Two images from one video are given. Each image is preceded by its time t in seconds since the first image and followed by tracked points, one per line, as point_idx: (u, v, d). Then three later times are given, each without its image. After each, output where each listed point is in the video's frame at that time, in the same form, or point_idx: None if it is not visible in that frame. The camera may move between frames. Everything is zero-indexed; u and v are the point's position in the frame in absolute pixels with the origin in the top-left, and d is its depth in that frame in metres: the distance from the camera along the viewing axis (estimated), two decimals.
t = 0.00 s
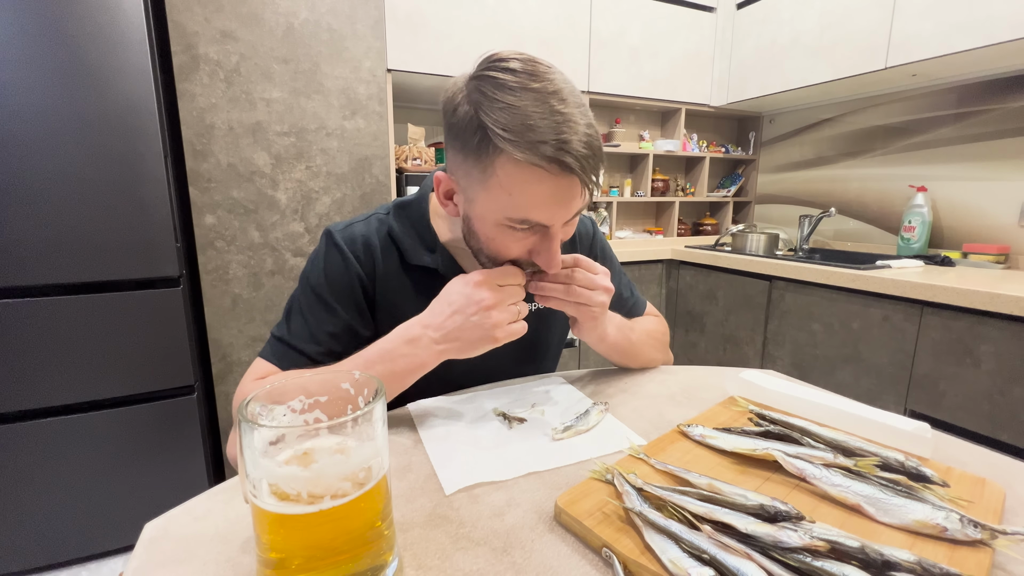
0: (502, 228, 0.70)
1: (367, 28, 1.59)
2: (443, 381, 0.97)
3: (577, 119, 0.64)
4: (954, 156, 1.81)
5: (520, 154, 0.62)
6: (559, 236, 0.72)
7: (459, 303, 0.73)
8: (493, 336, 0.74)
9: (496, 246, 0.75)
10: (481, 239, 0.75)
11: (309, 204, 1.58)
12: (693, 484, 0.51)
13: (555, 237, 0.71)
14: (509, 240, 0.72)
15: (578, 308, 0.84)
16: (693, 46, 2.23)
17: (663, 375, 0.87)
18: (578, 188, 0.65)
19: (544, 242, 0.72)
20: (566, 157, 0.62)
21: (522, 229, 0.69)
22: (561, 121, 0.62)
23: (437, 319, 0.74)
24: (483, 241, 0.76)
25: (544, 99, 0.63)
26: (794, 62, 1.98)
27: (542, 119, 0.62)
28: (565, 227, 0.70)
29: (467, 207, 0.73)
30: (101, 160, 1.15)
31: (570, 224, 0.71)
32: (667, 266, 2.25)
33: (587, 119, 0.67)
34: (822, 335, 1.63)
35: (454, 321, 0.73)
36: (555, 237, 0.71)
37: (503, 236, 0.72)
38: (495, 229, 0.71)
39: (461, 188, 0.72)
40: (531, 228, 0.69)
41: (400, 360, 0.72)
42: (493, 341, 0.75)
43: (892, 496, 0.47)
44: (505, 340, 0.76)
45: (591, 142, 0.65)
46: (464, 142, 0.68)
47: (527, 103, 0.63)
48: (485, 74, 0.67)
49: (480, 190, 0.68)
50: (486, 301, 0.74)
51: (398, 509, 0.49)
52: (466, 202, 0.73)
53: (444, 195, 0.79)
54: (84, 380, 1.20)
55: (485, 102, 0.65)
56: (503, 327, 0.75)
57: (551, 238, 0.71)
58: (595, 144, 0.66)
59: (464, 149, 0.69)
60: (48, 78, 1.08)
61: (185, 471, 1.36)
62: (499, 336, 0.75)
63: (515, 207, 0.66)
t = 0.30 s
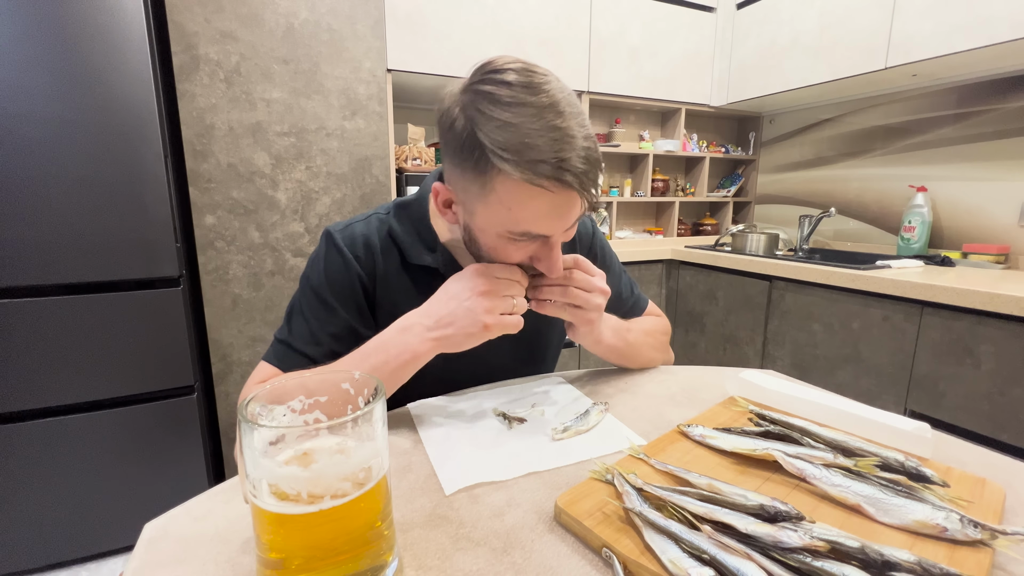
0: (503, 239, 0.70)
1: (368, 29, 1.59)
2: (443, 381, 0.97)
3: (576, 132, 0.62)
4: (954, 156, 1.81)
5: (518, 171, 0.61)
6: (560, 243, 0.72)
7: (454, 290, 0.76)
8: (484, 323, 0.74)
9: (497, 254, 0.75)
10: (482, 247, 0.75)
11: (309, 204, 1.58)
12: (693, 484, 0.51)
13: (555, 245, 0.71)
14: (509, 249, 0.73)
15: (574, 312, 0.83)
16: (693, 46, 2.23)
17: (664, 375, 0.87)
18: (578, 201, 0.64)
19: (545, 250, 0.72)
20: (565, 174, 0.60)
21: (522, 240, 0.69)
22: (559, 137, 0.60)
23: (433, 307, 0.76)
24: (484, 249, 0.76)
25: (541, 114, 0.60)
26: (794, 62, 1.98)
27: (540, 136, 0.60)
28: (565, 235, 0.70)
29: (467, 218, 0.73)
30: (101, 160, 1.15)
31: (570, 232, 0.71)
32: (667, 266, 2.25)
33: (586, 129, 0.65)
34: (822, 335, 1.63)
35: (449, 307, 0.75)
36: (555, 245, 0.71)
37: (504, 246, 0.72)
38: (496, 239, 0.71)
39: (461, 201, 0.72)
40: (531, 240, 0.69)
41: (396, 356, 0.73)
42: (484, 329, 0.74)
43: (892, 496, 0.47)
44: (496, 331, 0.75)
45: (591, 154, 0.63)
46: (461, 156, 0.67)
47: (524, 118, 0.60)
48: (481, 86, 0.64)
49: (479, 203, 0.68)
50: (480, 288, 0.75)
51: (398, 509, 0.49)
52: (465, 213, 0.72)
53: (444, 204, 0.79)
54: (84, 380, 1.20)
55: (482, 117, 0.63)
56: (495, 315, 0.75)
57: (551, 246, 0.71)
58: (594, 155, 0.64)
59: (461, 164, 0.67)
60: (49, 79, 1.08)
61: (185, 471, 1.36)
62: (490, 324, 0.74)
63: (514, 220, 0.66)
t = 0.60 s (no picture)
0: (490, 255, 0.72)
1: (368, 28, 1.59)
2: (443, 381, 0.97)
3: (512, 144, 0.59)
4: (954, 156, 1.81)
5: (478, 213, 0.61)
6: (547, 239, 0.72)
7: (465, 293, 0.74)
8: (492, 333, 0.74)
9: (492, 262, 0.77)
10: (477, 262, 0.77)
11: (309, 204, 1.58)
12: (693, 484, 0.51)
13: (543, 245, 0.71)
14: (501, 262, 0.74)
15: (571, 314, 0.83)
16: (693, 46, 2.23)
17: (663, 375, 0.87)
18: (545, 213, 0.64)
19: (535, 251, 0.73)
20: (523, 198, 0.60)
21: (509, 252, 0.70)
22: (502, 165, 0.58)
23: (442, 307, 0.75)
24: (479, 263, 0.78)
25: (471, 145, 0.58)
26: (794, 62, 1.98)
27: (484, 173, 0.58)
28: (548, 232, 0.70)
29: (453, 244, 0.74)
30: (101, 159, 1.15)
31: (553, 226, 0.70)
32: (667, 266, 2.25)
33: (526, 130, 0.60)
34: (822, 335, 1.63)
35: (459, 310, 0.74)
36: (544, 243, 0.72)
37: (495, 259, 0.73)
38: (485, 255, 0.73)
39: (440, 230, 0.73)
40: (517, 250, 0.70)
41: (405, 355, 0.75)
42: (491, 337, 0.74)
43: (893, 496, 0.47)
44: (502, 338, 0.76)
45: (539, 160, 0.60)
46: (424, 199, 0.68)
47: (464, 157, 0.58)
48: (410, 134, 0.61)
49: (458, 236, 0.69)
50: (491, 296, 0.74)
51: (399, 509, 0.49)
52: (449, 239, 0.74)
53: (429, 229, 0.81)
54: (84, 380, 1.20)
55: (423, 166, 0.62)
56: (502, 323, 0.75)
57: (539, 246, 0.71)
58: (544, 155, 0.61)
59: (428, 205, 0.69)
60: (48, 78, 1.08)
61: (185, 471, 1.36)
62: (498, 333, 0.74)
63: (494, 243, 0.67)
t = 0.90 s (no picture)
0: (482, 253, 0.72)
1: (367, 28, 1.59)
2: (443, 381, 0.97)
3: (488, 142, 0.59)
4: (953, 156, 1.81)
5: (462, 213, 0.62)
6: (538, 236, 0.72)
7: (465, 288, 0.75)
8: (489, 326, 0.73)
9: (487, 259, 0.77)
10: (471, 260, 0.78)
11: (309, 204, 1.58)
12: (693, 484, 0.51)
13: (534, 240, 0.71)
14: (494, 258, 0.74)
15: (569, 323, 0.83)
16: (693, 46, 2.23)
17: (664, 375, 0.87)
18: (529, 209, 0.64)
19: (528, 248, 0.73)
20: (504, 197, 0.60)
21: (500, 249, 0.71)
22: (482, 164, 0.59)
23: (441, 302, 0.76)
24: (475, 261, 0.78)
25: (447, 146, 0.59)
26: (794, 62, 1.98)
27: (465, 174, 0.59)
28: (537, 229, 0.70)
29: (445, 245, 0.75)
30: (102, 160, 1.15)
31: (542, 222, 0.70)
32: (667, 266, 2.25)
33: (506, 127, 0.61)
34: (822, 335, 1.63)
35: (459, 303, 0.75)
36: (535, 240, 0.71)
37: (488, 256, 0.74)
38: (478, 253, 0.73)
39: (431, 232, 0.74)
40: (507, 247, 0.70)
41: (409, 349, 0.75)
42: (489, 331, 0.74)
43: (893, 496, 0.47)
44: (500, 334, 0.75)
45: (518, 156, 0.61)
46: (410, 201, 0.68)
47: (445, 159, 0.59)
48: (391, 138, 0.62)
49: (448, 236, 0.70)
50: (489, 290, 0.74)
51: (399, 509, 0.49)
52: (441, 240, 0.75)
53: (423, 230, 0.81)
54: (84, 380, 1.20)
55: (405, 169, 0.63)
56: (501, 318, 0.74)
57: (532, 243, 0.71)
58: (524, 151, 0.62)
59: (414, 207, 0.69)
60: (48, 78, 1.08)
61: (185, 471, 1.36)
62: (496, 327, 0.74)
63: (483, 241, 0.68)
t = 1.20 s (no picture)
0: (488, 237, 0.71)
1: (367, 28, 1.59)
2: (443, 381, 0.97)
3: (518, 116, 0.60)
4: (954, 156, 1.81)
5: (478, 177, 0.61)
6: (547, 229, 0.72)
7: (466, 288, 0.75)
8: (491, 324, 0.73)
9: (491, 250, 0.75)
10: (472, 246, 0.77)
11: (309, 204, 1.58)
12: (693, 484, 0.51)
13: (540, 231, 0.70)
14: (495, 244, 0.73)
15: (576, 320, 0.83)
16: (693, 46, 2.23)
17: (664, 375, 0.87)
18: (545, 192, 0.64)
19: (534, 239, 0.72)
20: (524, 170, 0.60)
21: (507, 234, 0.70)
22: (508, 130, 0.60)
23: (444, 304, 0.76)
24: (477, 250, 0.77)
25: (479, 110, 0.60)
26: (794, 62, 1.98)
27: (490, 136, 0.59)
28: (547, 220, 0.70)
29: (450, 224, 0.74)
30: (101, 160, 1.15)
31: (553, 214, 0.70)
32: (667, 266, 2.25)
33: (536, 112, 0.63)
34: (822, 335, 1.63)
35: (461, 303, 0.75)
36: (543, 231, 0.70)
37: (492, 243, 0.72)
38: (482, 238, 0.72)
39: (441, 210, 0.73)
40: (515, 232, 0.69)
41: (409, 352, 0.74)
42: (491, 328, 0.73)
43: (893, 496, 0.47)
44: (503, 332, 0.74)
45: (544, 138, 0.62)
46: (426, 168, 0.68)
47: (473, 120, 0.60)
48: (422, 98, 0.64)
49: (455, 209, 0.69)
50: (488, 287, 0.74)
51: (399, 509, 0.49)
52: (448, 220, 0.74)
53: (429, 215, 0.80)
54: (83, 380, 1.20)
55: (431, 129, 0.64)
56: (503, 316, 0.74)
57: (539, 234, 0.71)
58: (550, 132, 0.63)
59: (429, 177, 0.69)
60: (48, 78, 1.08)
61: (185, 471, 1.36)
62: (498, 324, 0.73)
63: (491, 220, 0.67)
